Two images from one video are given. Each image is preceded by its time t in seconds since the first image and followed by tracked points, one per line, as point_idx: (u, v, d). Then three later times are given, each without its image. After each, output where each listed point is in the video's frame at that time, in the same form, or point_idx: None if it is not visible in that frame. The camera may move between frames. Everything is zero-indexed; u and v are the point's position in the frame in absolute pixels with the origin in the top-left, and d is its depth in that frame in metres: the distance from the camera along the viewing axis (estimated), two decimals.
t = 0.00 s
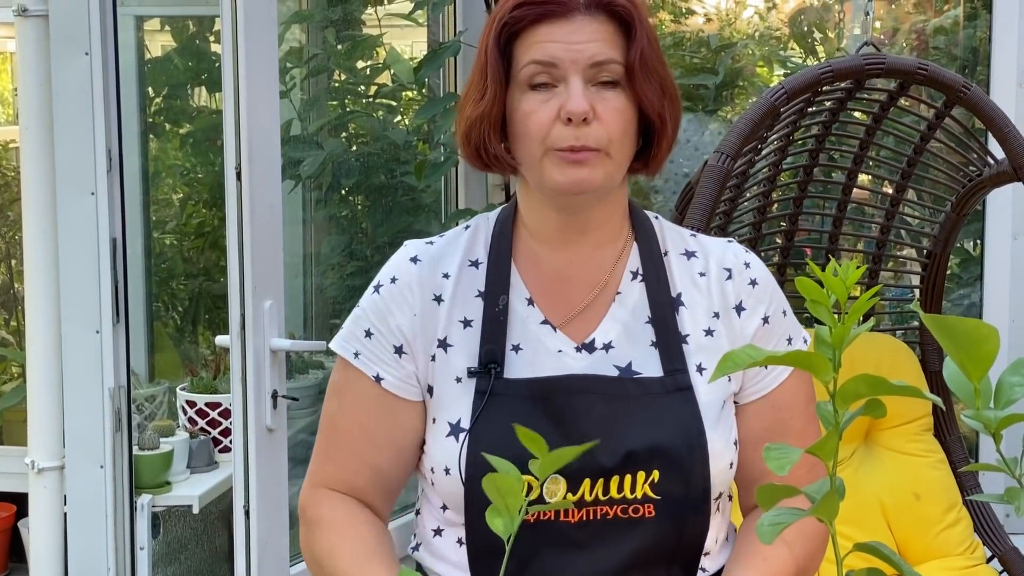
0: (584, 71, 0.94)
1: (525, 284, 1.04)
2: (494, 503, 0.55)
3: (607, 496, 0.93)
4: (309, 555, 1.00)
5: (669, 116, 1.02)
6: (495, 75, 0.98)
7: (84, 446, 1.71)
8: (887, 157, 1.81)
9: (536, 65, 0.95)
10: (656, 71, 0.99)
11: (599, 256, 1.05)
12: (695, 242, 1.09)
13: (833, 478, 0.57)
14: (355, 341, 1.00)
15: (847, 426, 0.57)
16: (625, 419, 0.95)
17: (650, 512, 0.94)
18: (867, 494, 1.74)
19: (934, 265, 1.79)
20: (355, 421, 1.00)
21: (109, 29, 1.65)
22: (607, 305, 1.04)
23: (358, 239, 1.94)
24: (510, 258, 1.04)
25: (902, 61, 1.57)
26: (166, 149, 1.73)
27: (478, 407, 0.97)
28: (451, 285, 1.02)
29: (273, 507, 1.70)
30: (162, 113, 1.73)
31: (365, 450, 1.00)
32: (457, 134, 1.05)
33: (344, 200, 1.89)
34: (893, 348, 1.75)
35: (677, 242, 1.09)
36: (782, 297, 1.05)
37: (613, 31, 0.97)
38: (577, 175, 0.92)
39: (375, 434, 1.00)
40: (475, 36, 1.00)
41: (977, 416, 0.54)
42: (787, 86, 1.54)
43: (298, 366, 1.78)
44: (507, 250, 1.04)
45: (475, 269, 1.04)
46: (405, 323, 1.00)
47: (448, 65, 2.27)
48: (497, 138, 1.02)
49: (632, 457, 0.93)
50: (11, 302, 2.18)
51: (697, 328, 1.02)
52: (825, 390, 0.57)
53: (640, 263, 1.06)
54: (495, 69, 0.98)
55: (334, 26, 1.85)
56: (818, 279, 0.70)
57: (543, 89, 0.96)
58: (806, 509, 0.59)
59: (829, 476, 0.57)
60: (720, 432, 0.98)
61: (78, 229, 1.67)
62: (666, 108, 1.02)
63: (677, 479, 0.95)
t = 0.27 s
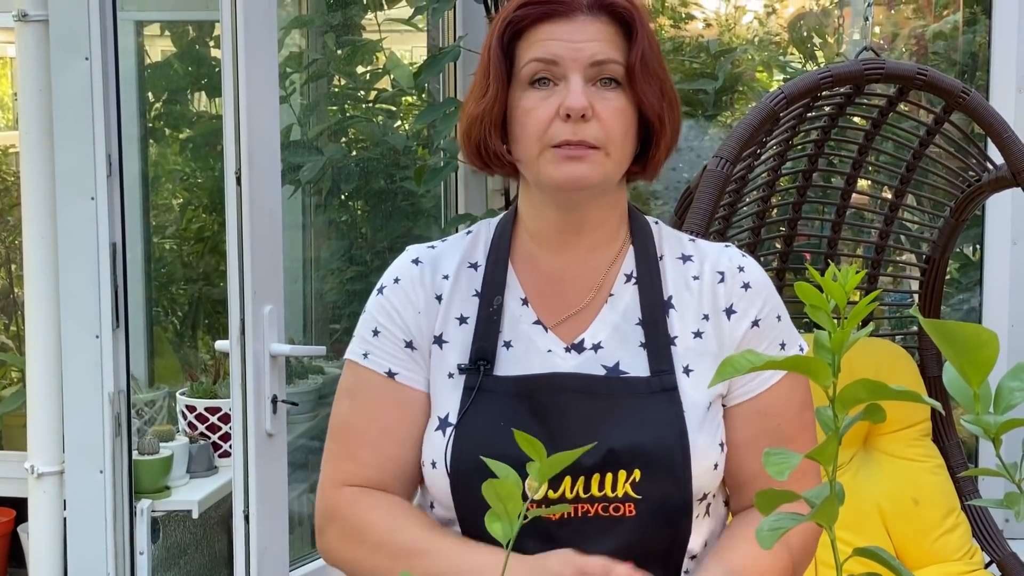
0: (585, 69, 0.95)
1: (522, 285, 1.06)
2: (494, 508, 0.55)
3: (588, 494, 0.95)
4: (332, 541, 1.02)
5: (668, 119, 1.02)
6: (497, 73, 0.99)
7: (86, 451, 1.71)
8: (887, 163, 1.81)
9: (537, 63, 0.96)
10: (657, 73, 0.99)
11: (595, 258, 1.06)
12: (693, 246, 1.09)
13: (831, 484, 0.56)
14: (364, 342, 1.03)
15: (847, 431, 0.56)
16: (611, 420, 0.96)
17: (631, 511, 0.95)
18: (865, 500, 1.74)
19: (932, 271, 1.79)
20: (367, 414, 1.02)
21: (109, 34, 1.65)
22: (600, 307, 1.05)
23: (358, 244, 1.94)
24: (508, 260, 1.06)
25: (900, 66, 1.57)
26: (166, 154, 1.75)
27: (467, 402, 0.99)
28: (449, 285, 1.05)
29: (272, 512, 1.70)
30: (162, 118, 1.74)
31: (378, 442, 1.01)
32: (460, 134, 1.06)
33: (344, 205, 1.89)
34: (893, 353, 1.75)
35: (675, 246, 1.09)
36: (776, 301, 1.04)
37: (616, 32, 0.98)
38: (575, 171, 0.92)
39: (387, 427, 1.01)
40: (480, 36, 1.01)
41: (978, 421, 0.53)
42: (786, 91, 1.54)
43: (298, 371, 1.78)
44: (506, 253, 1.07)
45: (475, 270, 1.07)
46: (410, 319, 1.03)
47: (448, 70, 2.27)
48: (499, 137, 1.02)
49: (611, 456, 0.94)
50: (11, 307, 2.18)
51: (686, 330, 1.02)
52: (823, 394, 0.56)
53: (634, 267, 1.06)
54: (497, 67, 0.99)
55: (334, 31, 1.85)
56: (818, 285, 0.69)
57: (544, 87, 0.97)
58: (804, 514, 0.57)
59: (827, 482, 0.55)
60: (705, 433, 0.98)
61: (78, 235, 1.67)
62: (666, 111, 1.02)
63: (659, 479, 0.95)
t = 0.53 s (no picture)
0: (587, 71, 0.95)
1: (523, 288, 1.06)
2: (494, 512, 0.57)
3: (587, 497, 0.95)
4: (345, 541, 1.01)
5: (669, 125, 1.02)
6: (499, 74, 0.99)
7: (85, 454, 1.70)
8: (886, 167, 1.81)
9: (539, 64, 0.96)
10: (659, 77, 1.00)
11: (595, 262, 1.06)
12: (693, 250, 1.09)
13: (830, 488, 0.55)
14: (370, 337, 1.03)
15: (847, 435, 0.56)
16: (610, 424, 0.96)
17: (629, 514, 0.95)
18: (864, 503, 1.74)
19: (931, 275, 1.79)
20: (380, 415, 1.01)
21: (109, 38, 1.65)
22: (600, 310, 1.05)
23: (357, 248, 1.94)
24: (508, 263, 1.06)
25: (899, 71, 1.57)
26: (166, 158, 1.75)
27: (467, 403, 0.99)
28: (451, 284, 1.05)
29: (271, 516, 1.70)
30: (162, 122, 1.74)
31: (392, 442, 1.01)
32: (460, 135, 1.06)
33: (344, 209, 1.89)
34: (890, 357, 1.75)
35: (674, 250, 1.09)
36: (775, 304, 1.03)
37: (618, 35, 0.98)
38: (576, 171, 0.92)
39: (400, 426, 1.01)
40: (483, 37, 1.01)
41: (977, 425, 0.53)
42: (786, 96, 1.54)
43: (298, 376, 1.78)
44: (507, 255, 1.07)
45: (478, 270, 1.07)
46: (415, 314, 1.04)
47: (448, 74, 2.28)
48: (500, 137, 1.02)
49: (610, 459, 0.94)
50: (10, 311, 2.18)
51: (683, 334, 1.02)
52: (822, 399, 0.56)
53: (634, 271, 1.06)
54: (500, 68, 0.99)
55: (334, 35, 1.85)
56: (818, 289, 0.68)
57: (546, 88, 0.97)
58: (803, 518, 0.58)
59: (827, 486, 0.55)
60: (703, 435, 0.98)
61: (78, 239, 1.67)
62: (667, 116, 1.02)
63: (657, 481, 0.95)
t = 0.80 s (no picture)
0: (590, 75, 0.95)
1: (523, 292, 1.06)
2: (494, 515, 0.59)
3: (590, 498, 0.95)
4: (336, 559, 1.02)
5: (671, 131, 1.03)
6: (502, 76, 0.99)
7: (83, 457, 1.70)
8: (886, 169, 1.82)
9: (543, 68, 0.96)
10: (661, 83, 1.00)
11: (595, 266, 1.06)
12: (694, 253, 1.09)
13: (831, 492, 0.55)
14: (364, 348, 1.03)
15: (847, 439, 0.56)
16: (612, 427, 0.96)
17: (632, 515, 0.95)
18: (862, 508, 1.74)
19: (931, 279, 1.80)
20: (369, 429, 1.02)
21: (109, 40, 1.65)
22: (601, 314, 1.05)
23: (356, 251, 1.94)
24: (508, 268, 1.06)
25: (898, 74, 1.57)
26: (165, 161, 1.75)
27: (468, 407, 0.99)
28: (449, 292, 1.05)
29: (270, 520, 1.70)
30: (161, 126, 1.74)
31: (379, 458, 1.01)
32: (460, 137, 1.06)
33: (343, 213, 1.89)
34: (887, 360, 1.76)
35: (676, 253, 1.09)
36: (780, 308, 1.06)
37: (622, 40, 0.98)
38: (578, 175, 0.92)
39: (387, 441, 1.02)
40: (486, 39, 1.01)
41: (977, 429, 0.52)
42: (785, 98, 1.54)
43: (297, 379, 1.78)
44: (507, 258, 1.07)
45: (476, 279, 1.07)
46: (408, 326, 1.03)
47: (447, 77, 2.28)
48: (503, 140, 1.01)
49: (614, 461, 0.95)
50: (9, 314, 2.18)
51: (690, 338, 1.02)
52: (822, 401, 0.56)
53: (637, 274, 1.06)
54: (502, 70, 0.98)
55: (333, 38, 1.85)
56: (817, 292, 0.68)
57: (549, 91, 0.96)
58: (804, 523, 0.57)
59: (826, 490, 0.55)
60: (707, 438, 0.98)
61: (77, 242, 1.66)
62: (669, 121, 1.02)
63: (660, 482, 0.96)
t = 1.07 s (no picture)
0: (592, 79, 0.95)
1: (525, 294, 1.06)
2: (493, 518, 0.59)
3: (599, 500, 0.95)
4: (322, 565, 1.02)
5: (672, 133, 1.03)
6: (502, 80, 0.98)
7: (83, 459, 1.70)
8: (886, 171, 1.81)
9: (545, 72, 0.96)
10: (662, 87, 1.00)
11: (597, 268, 1.06)
12: (695, 255, 1.10)
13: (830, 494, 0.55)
14: (360, 350, 1.03)
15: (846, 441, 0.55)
16: (616, 428, 0.97)
17: (641, 517, 0.95)
18: (861, 510, 1.74)
19: (930, 281, 1.80)
20: (356, 432, 1.02)
21: (108, 43, 1.65)
22: (604, 316, 1.05)
23: (355, 254, 1.94)
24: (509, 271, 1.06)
25: (897, 76, 1.57)
26: (164, 164, 1.75)
27: (473, 413, 0.99)
28: (450, 296, 1.05)
29: (270, 522, 1.70)
30: (160, 128, 1.74)
31: (365, 461, 1.02)
32: (460, 140, 1.05)
33: (342, 215, 1.89)
34: (886, 362, 1.76)
35: (677, 255, 1.10)
36: (781, 311, 1.06)
37: (623, 43, 0.98)
38: (581, 179, 0.92)
39: (374, 444, 1.02)
40: (486, 42, 1.01)
41: (976, 431, 0.52)
42: (784, 101, 1.54)
43: (296, 381, 1.78)
44: (508, 261, 1.07)
45: (477, 282, 1.07)
46: (408, 332, 1.03)
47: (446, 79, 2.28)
48: (504, 144, 1.01)
49: (621, 462, 0.95)
50: (9, 316, 2.18)
51: (693, 339, 1.02)
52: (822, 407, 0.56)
53: (639, 276, 1.07)
54: (503, 74, 0.98)
55: (332, 40, 1.85)
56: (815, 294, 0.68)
57: (551, 95, 0.96)
58: (803, 525, 0.57)
59: (826, 492, 0.55)
60: (712, 439, 0.98)
61: (76, 244, 1.67)
62: (670, 124, 1.02)
63: (668, 483, 0.96)
